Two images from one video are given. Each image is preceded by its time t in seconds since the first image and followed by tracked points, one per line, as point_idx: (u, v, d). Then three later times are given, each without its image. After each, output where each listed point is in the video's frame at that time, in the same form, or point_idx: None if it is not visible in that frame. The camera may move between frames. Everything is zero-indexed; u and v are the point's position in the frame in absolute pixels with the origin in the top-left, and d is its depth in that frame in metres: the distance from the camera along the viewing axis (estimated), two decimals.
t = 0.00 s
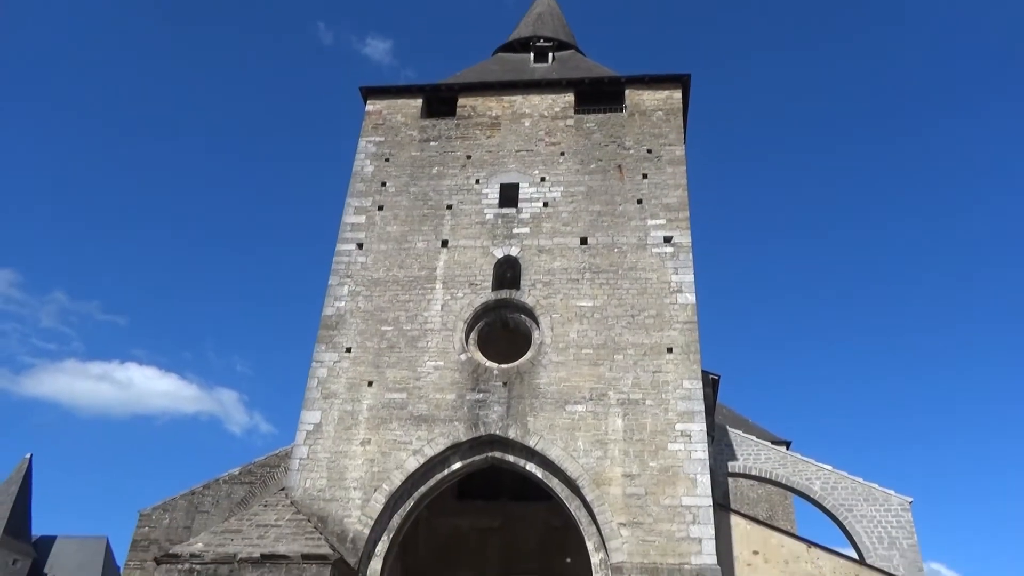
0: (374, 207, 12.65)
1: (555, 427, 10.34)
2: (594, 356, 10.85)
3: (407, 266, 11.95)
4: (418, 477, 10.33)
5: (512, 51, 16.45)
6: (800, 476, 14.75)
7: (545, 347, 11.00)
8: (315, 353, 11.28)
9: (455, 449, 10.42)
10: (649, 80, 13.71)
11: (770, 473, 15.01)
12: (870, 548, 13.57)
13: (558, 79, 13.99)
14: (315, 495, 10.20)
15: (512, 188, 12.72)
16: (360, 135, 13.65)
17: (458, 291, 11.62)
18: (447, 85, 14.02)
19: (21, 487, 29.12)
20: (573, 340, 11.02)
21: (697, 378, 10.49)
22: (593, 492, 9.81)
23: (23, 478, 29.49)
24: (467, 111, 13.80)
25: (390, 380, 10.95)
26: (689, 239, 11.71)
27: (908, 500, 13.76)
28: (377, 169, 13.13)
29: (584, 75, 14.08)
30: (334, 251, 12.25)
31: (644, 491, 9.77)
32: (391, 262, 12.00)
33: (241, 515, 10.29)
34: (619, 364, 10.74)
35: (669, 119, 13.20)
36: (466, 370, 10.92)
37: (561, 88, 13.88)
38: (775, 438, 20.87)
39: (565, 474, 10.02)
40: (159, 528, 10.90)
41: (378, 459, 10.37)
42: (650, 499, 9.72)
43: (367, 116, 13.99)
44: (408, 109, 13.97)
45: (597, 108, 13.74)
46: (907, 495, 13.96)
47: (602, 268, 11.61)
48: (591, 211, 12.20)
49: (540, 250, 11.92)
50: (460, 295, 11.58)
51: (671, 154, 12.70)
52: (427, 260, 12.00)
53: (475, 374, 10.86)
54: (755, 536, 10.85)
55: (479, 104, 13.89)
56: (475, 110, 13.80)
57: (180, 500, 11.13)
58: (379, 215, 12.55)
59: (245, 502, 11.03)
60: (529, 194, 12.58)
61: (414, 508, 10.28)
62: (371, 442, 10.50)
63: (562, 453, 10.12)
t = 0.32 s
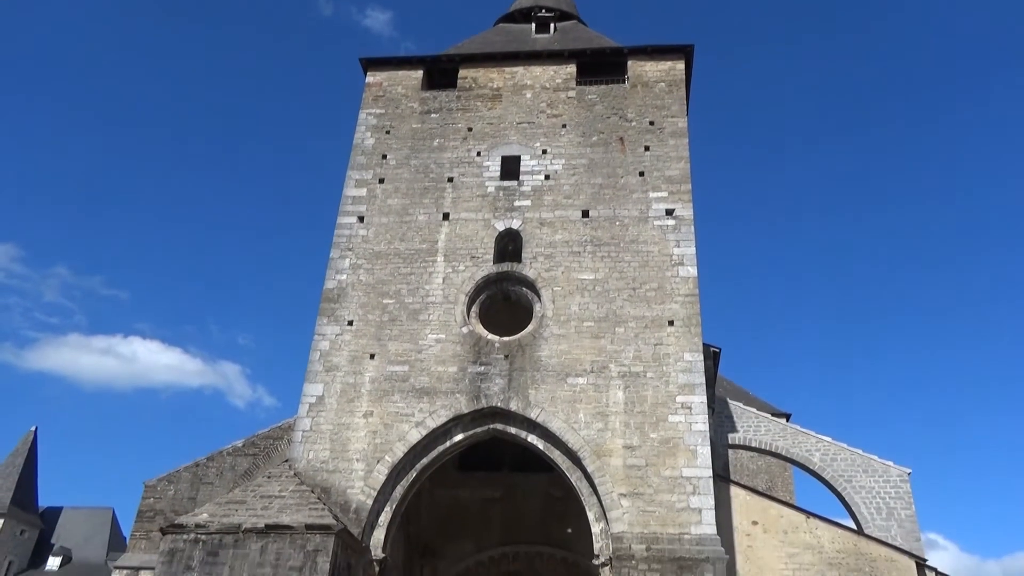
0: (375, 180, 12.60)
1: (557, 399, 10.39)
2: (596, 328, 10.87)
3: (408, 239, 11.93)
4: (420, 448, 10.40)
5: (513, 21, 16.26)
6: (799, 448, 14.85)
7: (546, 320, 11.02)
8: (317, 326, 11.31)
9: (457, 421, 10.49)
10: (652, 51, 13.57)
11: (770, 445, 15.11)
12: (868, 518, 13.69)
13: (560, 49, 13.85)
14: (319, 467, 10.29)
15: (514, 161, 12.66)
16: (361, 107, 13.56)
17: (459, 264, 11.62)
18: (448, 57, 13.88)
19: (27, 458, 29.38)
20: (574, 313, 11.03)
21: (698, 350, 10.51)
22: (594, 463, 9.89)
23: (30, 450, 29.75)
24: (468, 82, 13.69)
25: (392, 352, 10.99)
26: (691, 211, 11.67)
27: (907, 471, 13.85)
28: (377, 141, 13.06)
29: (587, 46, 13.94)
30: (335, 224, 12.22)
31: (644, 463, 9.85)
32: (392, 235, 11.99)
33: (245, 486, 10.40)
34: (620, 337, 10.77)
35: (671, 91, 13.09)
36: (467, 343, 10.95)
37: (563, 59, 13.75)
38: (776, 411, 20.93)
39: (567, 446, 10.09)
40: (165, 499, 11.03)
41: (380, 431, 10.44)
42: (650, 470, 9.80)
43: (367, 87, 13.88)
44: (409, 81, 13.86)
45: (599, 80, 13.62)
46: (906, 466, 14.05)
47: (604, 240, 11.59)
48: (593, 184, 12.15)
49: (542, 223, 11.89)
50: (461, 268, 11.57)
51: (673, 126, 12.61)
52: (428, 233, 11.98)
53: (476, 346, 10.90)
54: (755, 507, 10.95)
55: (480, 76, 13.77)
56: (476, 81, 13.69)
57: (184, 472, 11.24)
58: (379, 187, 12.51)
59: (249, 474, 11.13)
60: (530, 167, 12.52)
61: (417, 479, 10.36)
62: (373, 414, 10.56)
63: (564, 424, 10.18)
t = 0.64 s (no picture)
0: (375, 147, 12.52)
1: (558, 366, 10.44)
2: (597, 296, 10.88)
3: (409, 207, 11.89)
4: (422, 415, 10.47)
5: None
6: (799, 414, 14.95)
7: (547, 288, 11.02)
8: (318, 294, 11.31)
9: (459, 388, 10.54)
10: (654, 15, 13.39)
11: (770, 411, 15.20)
12: (866, 483, 13.82)
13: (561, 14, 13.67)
14: (322, 433, 10.37)
15: (514, 127, 12.56)
16: (360, 74, 13.42)
17: (460, 232, 11.59)
18: (447, 22, 13.70)
19: (32, 426, 29.65)
20: (576, 281, 11.03)
21: (699, 317, 10.53)
22: (595, 429, 9.96)
23: (34, 417, 30.01)
24: (468, 48, 13.53)
25: (393, 320, 11.01)
26: (692, 178, 11.60)
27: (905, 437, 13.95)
28: (377, 108, 12.95)
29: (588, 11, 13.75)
30: (335, 191, 12.17)
31: (645, 429, 9.92)
32: (393, 202, 11.94)
33: (249, 452, 10.50)
34: (621, 304, 10.77)
35: (674, 56, 12.94)
36: (469, 310, 10.96)
37: (564, 24, 13.57)
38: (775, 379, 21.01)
39: (568, 412, 10.16)
40: (169, 466, 11.14)
41: (383, 398, 10.50)
42: (651, 436, 9.87)
43: (366, 53, 13.73)
44: (408, 47, 13.70)
45: (601, 45, 13.46)
46: (905, 432, 14.14)
47: (605, 207, 11.54)
48: (594, 150, 12.07)
49: (543, 190, 11.83)
50: (462, 236, 11.54)
51: (675, 92, 12.49)
52: (429, 200, 11.93)
53: (477, 314, 10.92)
54: (754, 472, 11.05)
55: (480, 41, 13.61)
56: (476, 47, 13.54)
57: (189, 439, 11.33)
58: (379, 155, 12.43)
59: (252, 440, 11.22)
60: (531, 134, 12.43)
61: (419, 446, 10.45)
62: (375, 381, 10.61)
63: (565, 391, 10.24)
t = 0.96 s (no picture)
0: (374, 111, 12.41)
1: (559, 329, 10.47)
2: (598, 260, 10.87)
3: (409, 171, 11.82)
4: (424, 378, 10.54)
5: None
6: (798, 376, 15.03)
7: (548, 251, 11.00)
8: (319, 259, 11.30)
9: (460, 352, 10.59)
10: None
11: (770, 373, 15.28)
12: (864, 444, 13.95)
13: None
14: (325, 397, 10.44)
15: (515, 89, 12.43)
16: (358, 36, 13.24)
17: (460, 196, 11.54)
18: None
19: (37, 391, 29.89)
20: (577, 244, 11.01)
21: (700, 281, 10.53)
22: (595, 392, 10.03)
23: (39, 383, 30.23)
24: (467, 8, 13.33)
25: (394, 285, 11.02)
26: (694, 140, 11.51)
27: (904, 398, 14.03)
28: (375, 71, 12.80)
29: None
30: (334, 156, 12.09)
31: (645, 391, 9.99)
32: (392, 166, 11.87)
33: (252, 416, 10.58)
34: (622, 268, 10.76)
35: (676, 16, 12.75)
36: (469, 274, 10.97)
37: None
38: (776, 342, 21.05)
39: (569, 376, 10.21)
40: (174, 430, 11.25)
41: (385, 362, 10.55)
42: (651, 398, 9.95)
43: (364, 15, 13.53)
44: (406, 8, 13.49)
45: (602, 5, 13.26)
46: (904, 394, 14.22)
47: (606, 170, 11.48)
48: (595, 113, 11.97)
49: (544, 153, 11.75)
50: (463, 200, 11.50)
51: (677, 53, 12.33)
52: (429, 164, 11.86)
53: (478, 278, 10.92)
54: (754, 434, 11.14)
55: (479, 2, 13.40)
56: (475, 8, 13.33)
57: (192, 403, 11.42)
58: (378, 118, 12.33)
59: (256, 404, 11.31)
60: (532, 96, 12.31)
61: (421, 409, 10.53)
62: (377, 345, 10.65)
63: (566, 354, 10.28)
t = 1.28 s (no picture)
0: (372, 68, 12.25)
1: (559, 288, 10.48)
2: (598, 218, 10.83)
3: (408, 129, 11.72)
4: (424, 337, 10.59)
5: None
6: (798, 334, 15.09)
7: (549, 210, 10.96)
8: (318, 218, 11.26)
9: (460, 311, 10.62)
10: None
11: (769, 332, 15.33)
12: (862, 402, 14.07)
13: None
14: (326, 355, 10.49)
15: (515, 45, 12.25)
16: None
17: (460, 154, 11.45)
18: None
19: (41, 352, 30.10)
20: (577, 203, 10.96)
21: (700, 239, 10.50)
22: (595, 350, 10.08)
23: (42, 343, 30.40)
24: None
25: (394, 244, 11.00)
26: (696, 97, 11.38)
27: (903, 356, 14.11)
28: (373, 27, 12.60)
29: None
30: (332, 113, 11.97)
31: (645, 349, 10.03)
32: (391, 124, 11.76)
33: (254, 374, 10.65)
34: (623, 227, 10.73)
35: None
36: (469, 233, 10.94)
37: None
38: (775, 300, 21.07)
39: (569, 334, 10.25)
40: (177, 389, 11.33)
41: (386, 321, 10.58)
42: (651, 356, 9.99)
43: None
44: None
45: None
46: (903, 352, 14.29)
47: (607, 128, 11.37)
48: (596, 69, 11.81)
49: (544, 110, 11.63)
50: (463, 158, 11.41)
51: (679, 8, 12.12)
52: (428, 122, 11.74)
53: (478, 236, 10.89)
54: (752, 392, 11.22)
55: None
56: None
57: (195, 362, 11.49)
58: (377, 75, 12.17)
59: (258, 363, 11.37)
60: (532, 52, 12.14)
61: (422, 367, 10.60)
62: (377, 304, 10.67)
63: (566, 313, 10.30)
